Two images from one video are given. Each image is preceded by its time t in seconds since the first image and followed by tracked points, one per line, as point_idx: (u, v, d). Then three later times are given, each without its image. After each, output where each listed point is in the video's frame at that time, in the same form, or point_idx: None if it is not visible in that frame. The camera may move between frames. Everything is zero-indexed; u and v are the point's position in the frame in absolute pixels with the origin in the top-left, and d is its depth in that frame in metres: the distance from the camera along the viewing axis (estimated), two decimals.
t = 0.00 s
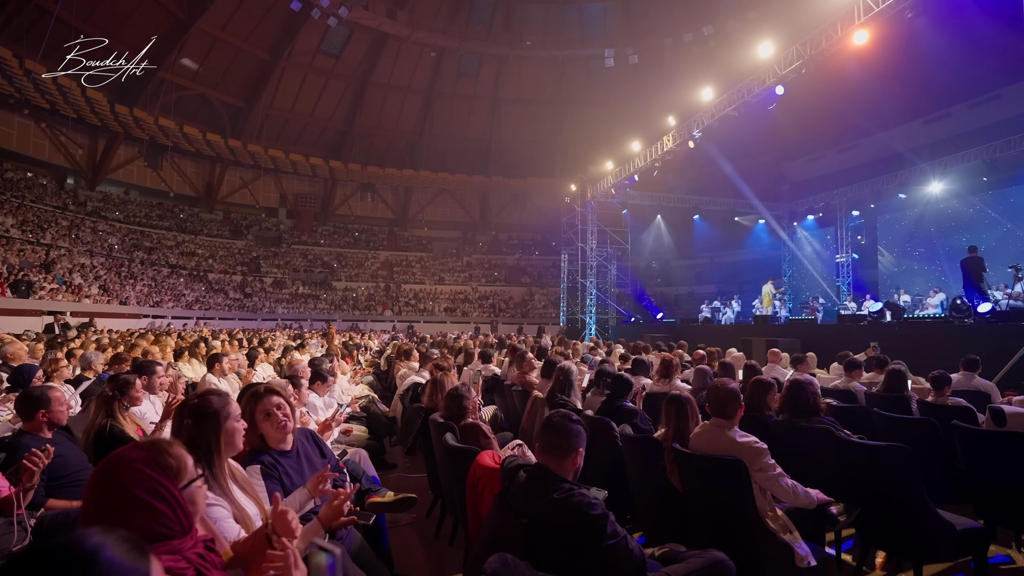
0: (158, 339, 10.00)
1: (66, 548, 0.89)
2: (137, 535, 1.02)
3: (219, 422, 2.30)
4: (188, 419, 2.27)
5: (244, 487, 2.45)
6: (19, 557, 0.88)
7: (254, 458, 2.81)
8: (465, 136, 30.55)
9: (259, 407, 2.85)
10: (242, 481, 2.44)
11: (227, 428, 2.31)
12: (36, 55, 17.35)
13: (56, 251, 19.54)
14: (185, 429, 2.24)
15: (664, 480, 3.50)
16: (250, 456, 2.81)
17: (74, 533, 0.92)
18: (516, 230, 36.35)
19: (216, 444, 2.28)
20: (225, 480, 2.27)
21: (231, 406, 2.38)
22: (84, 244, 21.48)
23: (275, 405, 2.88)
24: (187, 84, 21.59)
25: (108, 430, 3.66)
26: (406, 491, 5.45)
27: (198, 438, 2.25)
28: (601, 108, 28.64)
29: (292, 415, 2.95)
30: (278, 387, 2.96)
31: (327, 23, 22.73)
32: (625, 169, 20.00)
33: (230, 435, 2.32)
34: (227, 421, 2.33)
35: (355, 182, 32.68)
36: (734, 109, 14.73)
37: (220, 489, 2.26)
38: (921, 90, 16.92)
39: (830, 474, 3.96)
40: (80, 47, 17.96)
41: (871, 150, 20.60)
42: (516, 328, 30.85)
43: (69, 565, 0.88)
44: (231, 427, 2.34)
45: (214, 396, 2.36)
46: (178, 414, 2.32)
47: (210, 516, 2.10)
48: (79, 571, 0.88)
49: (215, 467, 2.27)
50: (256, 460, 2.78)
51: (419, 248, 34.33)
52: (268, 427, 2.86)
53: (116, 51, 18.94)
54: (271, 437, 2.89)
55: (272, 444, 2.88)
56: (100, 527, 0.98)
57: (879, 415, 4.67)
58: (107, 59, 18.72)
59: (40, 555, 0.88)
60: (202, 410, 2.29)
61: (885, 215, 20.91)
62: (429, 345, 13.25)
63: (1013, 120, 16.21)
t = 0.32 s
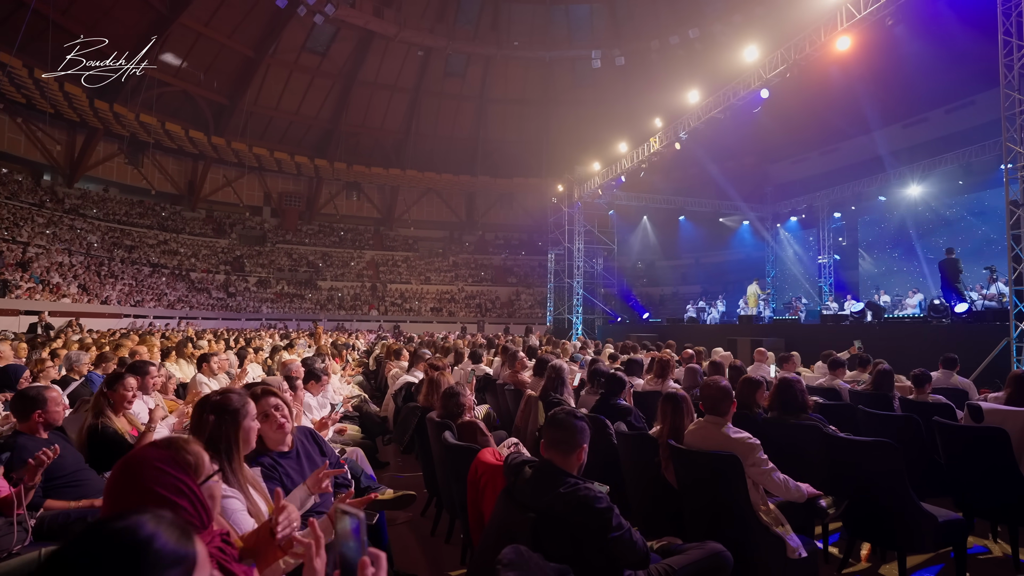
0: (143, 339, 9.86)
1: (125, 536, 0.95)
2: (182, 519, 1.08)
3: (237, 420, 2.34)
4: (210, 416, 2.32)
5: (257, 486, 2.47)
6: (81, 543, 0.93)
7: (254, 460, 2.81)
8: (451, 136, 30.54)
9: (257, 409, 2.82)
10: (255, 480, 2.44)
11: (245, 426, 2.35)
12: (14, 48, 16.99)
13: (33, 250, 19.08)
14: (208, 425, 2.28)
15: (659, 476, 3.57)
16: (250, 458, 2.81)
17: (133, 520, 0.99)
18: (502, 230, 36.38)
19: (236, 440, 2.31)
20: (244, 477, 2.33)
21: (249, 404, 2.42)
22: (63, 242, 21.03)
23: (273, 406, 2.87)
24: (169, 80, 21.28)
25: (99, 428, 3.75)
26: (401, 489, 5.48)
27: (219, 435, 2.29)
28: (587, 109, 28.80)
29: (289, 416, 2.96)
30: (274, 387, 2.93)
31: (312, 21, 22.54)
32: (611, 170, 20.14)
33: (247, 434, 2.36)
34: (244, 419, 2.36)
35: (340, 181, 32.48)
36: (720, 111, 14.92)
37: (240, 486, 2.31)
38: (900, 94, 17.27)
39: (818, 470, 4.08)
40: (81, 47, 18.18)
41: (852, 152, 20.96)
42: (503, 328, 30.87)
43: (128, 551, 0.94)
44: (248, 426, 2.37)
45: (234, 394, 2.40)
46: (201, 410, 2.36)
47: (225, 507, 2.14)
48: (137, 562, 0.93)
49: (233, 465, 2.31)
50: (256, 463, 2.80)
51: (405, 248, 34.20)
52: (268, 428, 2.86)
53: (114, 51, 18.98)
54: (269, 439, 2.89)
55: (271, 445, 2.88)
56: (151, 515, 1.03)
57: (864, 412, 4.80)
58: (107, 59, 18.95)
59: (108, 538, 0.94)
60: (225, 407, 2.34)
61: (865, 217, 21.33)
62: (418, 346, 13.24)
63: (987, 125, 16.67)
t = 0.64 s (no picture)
0: (124, 339, 9.70)
1: (178, 517, 1.03)
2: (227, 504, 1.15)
3: (251, 413, 2.42)
4: (225, 409, 2.39)
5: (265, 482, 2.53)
6: (137, 527, 1.02)
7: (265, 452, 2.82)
8: (436, 135, 30.48)
9: (271, 401, 2.89)
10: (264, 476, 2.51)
11: (257, 419, 2.42)
12: None
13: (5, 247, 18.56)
14: (226, 417, 2.35)
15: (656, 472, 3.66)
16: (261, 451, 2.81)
17: (186, 505, 1.07)
18: (487, 230, 36.38)
19: (249, 434, 2.38)
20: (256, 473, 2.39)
21: (263, 401, 2.49)
22: (36, 239, 20.47)
23: (288, 398, 2.93)
24: (150, 75, 20.93)
25: (94, 428, 3.72)
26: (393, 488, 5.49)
27: (235, 427, 2.36)
28: (573, 110, 28.90)
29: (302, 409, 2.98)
30: (290, 381, 3.01)
31: (296, 16, 22.27)
32: (597, 171, 20.27)
33: (260, 430, 2.43)
34: (257, 413, 2.44)
35: (323, 179, 32.19)
36: (704, 114, 15.13)
37: (251, 481, 2.35)
38: (878, 99, 17.67)
39: (807, 466, 4.19)
40: (80, 46, 18.42)
41: (832, 155, 21.37)
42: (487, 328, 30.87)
43: (176, 535, 1.01)
44: (260, 420, 2.45)
45: (249, 390, 2.48)
46: (217, 403, 2.42)
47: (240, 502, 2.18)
48: (183, 544, 1.01)
49: (248, 459, 2.37)
50: (267, 454, 2.81)
51: (389, 247, 34.01)
52: (281, 420, 2.89)
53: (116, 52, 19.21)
54: (278, 431, 2.93)
55: (282, 438, 2.92)
56: (201, 498, 1.11)
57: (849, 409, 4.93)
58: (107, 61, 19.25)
59: (165, 519, 1.02)
60: (240, 401, 2.43)
61: (845, 219, 21.79)
62: (405, 345, 13.22)
63: (962, 130, 17.16)
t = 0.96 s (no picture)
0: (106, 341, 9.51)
1: (207, 504, 1.12)
2: (258, 508, 1.20)
3: (261, 414, 2.42)
4: (236, 409, 2.39)
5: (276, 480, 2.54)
6: (177, 523, 1.10)
7: (278, 447, 2.86)
8: (422, 135, 30.39)
9: (284, 398, 2.92)
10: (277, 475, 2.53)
11: (266, 422, 2.43)
12: None
13: None
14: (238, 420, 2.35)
15: (651, 472, 3.73)
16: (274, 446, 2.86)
17: (220, 500, 1.14)
18: (472, 230, 36.35)
19: (258, 435, 2.39)
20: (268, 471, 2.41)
21: (269, 404, 2.47)
22: (10, 237, 19.96)
23: (301, 396, 2.95)
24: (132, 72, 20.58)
25: (83, 434, 3.66)
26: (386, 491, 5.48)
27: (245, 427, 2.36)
28: (559, 111, 28.99)
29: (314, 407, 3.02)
30: (300, 380, 3.03)
31: (280, 14, 22.00)
32: (583, 172, 20.37)
33: (268, 430, 2.43)
34: (266, 415, 2.44)
35: (307, 178, 31.87)
36: (690, 117, 15.31)
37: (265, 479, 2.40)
38: (858, 103, 18.06)
39: (797, 465, 4.28)
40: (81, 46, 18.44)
41: (813, 158, 21.76)
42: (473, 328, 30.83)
43: (214, 531, 1.09)
44: (269, 423, 2.46)
45: (257, 393, 2.46)
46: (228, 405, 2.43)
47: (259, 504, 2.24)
48: (211, 534, 1.08)
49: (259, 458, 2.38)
50: (280, 448, 2.87)
51: (373, 247, 33.81)
52: (293, 417, 2.92)
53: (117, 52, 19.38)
54: (287, 428, 2.96)
55: (292, 434, 2.95)
56: (237, 499, 1.17)
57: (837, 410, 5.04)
58: (108, 60, 19.50)
59: (199, 513, 1.11)
60: (249, 404, 2.41)
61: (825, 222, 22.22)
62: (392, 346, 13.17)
63: (937, 135, 17.60)
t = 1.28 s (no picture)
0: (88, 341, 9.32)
1: (230, 524, 1.11)
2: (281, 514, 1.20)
3: (268, 419, 2.42)
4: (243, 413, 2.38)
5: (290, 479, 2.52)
6: (201, 550, 1.11)
7: (286, 447, 2.86)
8: (409, 134, 30.24)
9: (292, 400, 2.93)
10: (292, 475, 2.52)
11: (273, 427, 2.44)
12: None
13: None
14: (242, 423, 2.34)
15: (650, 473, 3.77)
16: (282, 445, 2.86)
17: (239, 516, 1.13)
18: (459, 229, 36.28)
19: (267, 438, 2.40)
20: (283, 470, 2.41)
21: (275, 408, 2.48)
22: None
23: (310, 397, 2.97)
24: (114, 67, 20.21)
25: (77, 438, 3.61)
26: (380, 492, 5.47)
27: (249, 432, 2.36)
28: (546, 111, 29.04)
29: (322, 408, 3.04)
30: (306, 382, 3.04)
31: (265, 10, 21.71)
32: (571, 172, 20.44)
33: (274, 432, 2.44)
34: (273, 419, 2.45)
35: (292, 176, 31.53)
36: (678, 118, 15.44)
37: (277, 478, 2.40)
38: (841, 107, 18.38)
39: (791, 464, 4.36)
40: (81, 46, 18.44)
41: (797, 160, 22.07)
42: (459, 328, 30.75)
43: (239, 544, 1.08)
44: (276, 428, 2.47)
45: (263, 397, 2.47)
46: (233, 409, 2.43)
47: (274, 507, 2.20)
48: (240, 551, 1.08)
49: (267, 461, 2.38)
50: (288, 447, 2.87)
51: (359, 246, 33.57)
52: (303, 417, 2.93)
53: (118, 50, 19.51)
54: (296, 428, 2.97)
55: (300, 435, 2.95)
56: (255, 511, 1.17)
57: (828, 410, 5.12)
58: (108, 60, 19.74)
59: (224, 534, 1.10)
60: (254, 408, 2.41)
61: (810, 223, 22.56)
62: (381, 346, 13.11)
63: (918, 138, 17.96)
